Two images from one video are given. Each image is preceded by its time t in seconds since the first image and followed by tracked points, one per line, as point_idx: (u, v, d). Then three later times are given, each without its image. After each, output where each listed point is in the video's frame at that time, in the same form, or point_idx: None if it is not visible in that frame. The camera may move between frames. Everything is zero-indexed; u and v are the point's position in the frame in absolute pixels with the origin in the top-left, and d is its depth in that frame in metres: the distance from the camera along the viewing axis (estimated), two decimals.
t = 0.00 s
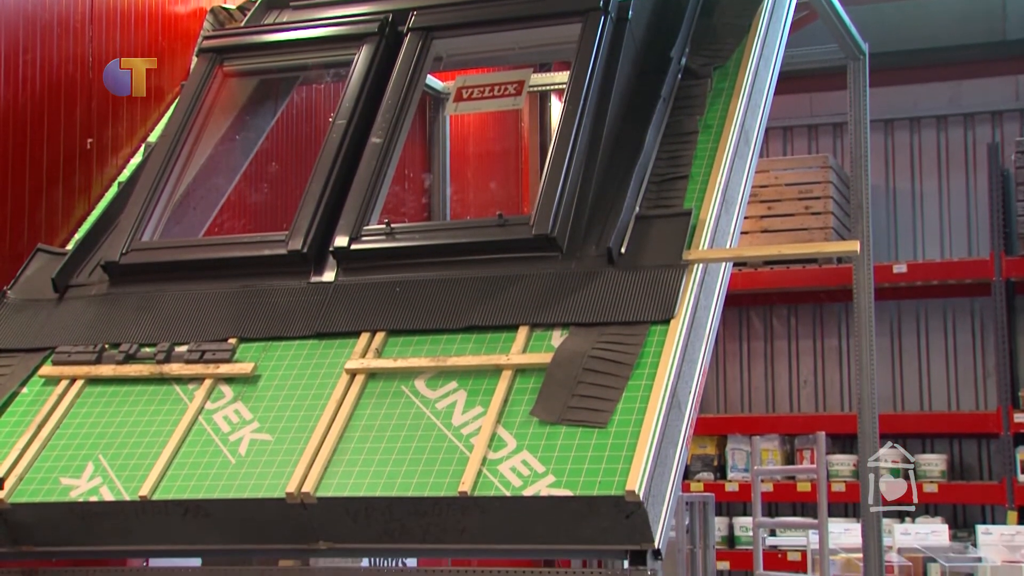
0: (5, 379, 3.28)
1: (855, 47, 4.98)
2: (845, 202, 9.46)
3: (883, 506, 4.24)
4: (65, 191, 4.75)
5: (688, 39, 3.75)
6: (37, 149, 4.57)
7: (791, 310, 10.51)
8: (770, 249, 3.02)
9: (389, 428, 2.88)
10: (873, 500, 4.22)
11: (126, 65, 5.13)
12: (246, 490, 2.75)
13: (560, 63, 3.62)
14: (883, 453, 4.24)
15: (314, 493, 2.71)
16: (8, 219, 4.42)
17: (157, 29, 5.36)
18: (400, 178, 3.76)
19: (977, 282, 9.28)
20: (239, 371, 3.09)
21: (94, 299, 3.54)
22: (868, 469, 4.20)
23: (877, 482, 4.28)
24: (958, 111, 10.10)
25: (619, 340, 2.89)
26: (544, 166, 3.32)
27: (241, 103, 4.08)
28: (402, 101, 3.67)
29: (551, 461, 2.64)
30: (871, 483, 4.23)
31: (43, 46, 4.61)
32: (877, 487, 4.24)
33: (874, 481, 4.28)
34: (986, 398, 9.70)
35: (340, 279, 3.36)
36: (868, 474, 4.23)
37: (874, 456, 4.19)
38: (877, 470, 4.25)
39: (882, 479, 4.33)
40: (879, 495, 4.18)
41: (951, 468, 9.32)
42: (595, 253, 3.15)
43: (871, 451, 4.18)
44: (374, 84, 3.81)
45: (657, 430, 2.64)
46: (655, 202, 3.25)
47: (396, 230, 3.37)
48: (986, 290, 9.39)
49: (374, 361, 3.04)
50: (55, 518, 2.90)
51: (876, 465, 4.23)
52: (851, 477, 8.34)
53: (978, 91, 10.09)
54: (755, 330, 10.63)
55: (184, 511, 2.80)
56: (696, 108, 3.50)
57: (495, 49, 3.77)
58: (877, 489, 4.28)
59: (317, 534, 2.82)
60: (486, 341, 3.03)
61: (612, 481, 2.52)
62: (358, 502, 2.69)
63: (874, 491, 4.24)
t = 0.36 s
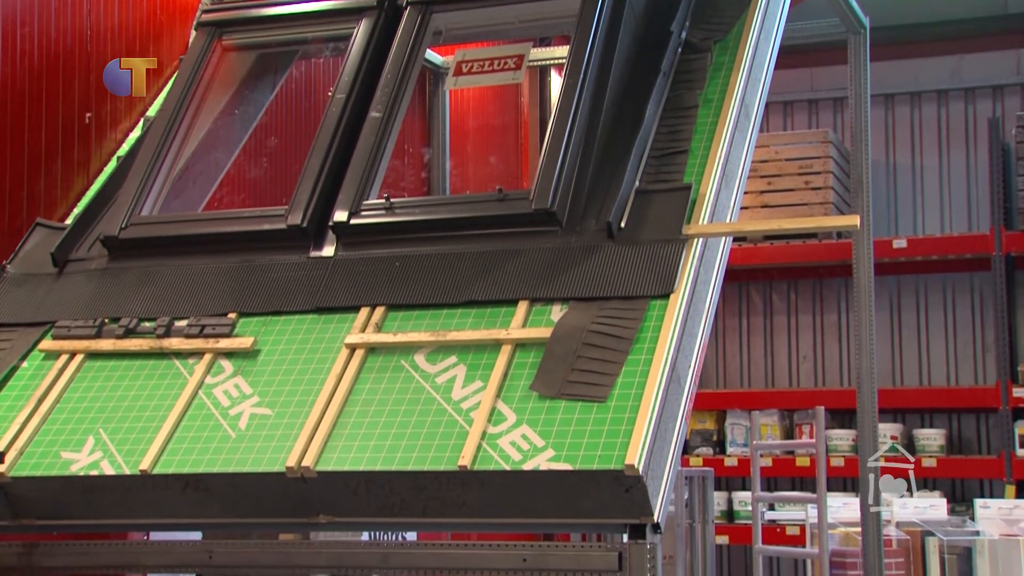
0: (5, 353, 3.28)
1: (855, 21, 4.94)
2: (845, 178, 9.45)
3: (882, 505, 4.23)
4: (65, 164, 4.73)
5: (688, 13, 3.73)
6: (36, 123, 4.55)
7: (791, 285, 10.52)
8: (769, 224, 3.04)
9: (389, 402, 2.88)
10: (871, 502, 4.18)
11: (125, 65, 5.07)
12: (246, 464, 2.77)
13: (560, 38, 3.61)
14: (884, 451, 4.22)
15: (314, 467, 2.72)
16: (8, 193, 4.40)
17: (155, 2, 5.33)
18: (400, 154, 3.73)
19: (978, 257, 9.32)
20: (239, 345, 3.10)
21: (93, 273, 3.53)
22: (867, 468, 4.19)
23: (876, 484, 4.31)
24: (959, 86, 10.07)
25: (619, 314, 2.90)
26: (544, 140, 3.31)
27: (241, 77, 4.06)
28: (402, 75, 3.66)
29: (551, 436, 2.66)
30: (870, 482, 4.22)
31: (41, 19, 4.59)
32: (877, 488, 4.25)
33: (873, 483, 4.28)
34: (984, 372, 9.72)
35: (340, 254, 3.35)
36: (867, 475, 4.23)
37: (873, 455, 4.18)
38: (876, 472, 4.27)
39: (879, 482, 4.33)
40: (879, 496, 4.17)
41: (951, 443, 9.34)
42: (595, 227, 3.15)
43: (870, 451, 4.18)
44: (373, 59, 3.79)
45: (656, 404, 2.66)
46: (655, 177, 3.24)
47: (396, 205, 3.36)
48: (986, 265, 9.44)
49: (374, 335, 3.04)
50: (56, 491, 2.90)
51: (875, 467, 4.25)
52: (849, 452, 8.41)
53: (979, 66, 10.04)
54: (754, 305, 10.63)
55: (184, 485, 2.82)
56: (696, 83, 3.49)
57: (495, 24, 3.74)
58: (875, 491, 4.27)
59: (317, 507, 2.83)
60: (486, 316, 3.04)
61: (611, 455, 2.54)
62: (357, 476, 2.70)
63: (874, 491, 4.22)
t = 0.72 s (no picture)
0: (4, 321, 3.27)
1: None
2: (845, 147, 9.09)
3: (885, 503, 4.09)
4: (64, 131, 4.59)
5: None
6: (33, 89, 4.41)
7: (790, 253, 9.91)
8: (771, 191, 3.04)
9: (388, 369, 2.89)
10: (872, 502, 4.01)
11: (125, 64, 4.92)
12: (246, 432, 2.78)
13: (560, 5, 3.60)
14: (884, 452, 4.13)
15: (314, 435, 2.73)
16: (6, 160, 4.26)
17: None
18: (399, 121, 3.71)
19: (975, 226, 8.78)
20: (239, 313, 3.10)
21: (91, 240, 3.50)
22: (867, 469, 4.10)
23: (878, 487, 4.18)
24: (960, 53, 9.42)
25: (618, 281, 2.90)
26: (543, 108, 3.30)
27: (239, 45, 4.05)
28: (401, 41, 3.65)
29: (551, 403, 2.67)
30: (871, 483, 4.10)
31: None
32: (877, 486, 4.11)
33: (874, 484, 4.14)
34: (984, 341, 9.09)
35: (339, 222, 3.34)
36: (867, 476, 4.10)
37: (875, 455, 4.10)
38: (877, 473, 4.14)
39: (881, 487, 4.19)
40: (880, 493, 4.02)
41: (948, 411, 9.01)
42: (594, 195, 3.14)
43: (872, 451, 4.09)
44: (372, 26, 3.77)
45: (655, 371, 2.67)
46: (655, 144, 3.24)
47: (395, 173, 3.35)
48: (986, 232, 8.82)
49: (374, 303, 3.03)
50: (57, 458, 2.91)
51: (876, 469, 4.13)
52: (848, 423, 8.47)
53: (982, 33, 9.40)
54: (753, 274, 10.02)
55: (184, 452, 2.83)
56: (696, 50, 3.48)
57: None
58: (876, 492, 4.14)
59: (317, 475, 2.84)
60: (486, 284, 3.03)
61: (610, 423, 2.56)
62: (357, 443, 2.71)
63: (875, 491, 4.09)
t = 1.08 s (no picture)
0: (4, 288, 3.26)
1: None
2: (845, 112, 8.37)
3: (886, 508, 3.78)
4: (61, 98, 4.36)
5: None
6: (30, 55, 4.22)
7: (790, 220, 8.88)
8: (772, 159, 3.03)
9: (388, 336, 2.89)
10: (873, 501, 3.71)
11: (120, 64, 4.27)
12: (246, 398, 2.78)
13: None
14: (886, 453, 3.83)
15: (314, 401, 2.73)
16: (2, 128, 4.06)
17: None
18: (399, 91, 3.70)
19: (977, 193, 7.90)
20: (238, 280, 3.09)
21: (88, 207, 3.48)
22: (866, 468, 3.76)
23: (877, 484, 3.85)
24: (961, 20, 8.44)
25: (618, 248, 2.90)
26: (543, 75, 3.30)
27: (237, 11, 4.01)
28: (400, 7, 3.63)
29: (551, 370, 2.68)
30: (871, 484, 3.78)
31: None
32: (876, 486, 3.74)
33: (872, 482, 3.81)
34: (983, 307, 8.21)
35: (338, 190, 3.33)
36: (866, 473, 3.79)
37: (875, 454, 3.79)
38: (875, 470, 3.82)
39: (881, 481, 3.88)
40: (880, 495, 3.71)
41: (946, 378, 8.14)
42: (594, 161, 3.14)
43: (872, 450, 3.80)
44: None
45: (655, 338, 2.68)
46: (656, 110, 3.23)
47: (395, 139, 3.34)
48: (986, 201, 8.00)
49: (373, 271, 3.03)
50: (59, 425, 2.92)
51: (875, 465, 3.80)
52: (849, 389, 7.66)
53: None
54: (754, 244, 8.96)
55: (184, 419, 2.83)
56: (697, 17, 3.47)
57: None
58: (875, 490, 3.81)
59: (317, 442, 2.84)
60: (486, 251, 3.03)
61: (610, 390, 2.56)
62: (357, 410, 2.71)
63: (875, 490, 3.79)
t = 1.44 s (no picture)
0: (4, 254, 3.26)
1: None
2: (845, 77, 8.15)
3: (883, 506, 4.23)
4: (60, 62, 4.30)
5: None
6: (28, 17, 4.14)
7: (791, 187, 8.59)
8: (772, 125, 3.02)
9: (389, 301, 2.89)
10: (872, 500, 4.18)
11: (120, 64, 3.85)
12: (247, 364, 2.79)
13: None
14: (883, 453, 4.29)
15: (314, 367, 2.74)
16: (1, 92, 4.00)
17: None
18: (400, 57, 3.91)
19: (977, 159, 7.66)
20: (238, 247, 3.09)
21: (87, 173, 3.47)
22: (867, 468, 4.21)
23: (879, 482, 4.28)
24: None
25: (618, 214, 2.90)
26: (544, 41, 3.29)
27: None
28: None
29: (551, 336, 2.68)
30: (871, 483, 4.22)
31: None
32: (877, 487, 4.21)
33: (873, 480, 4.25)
34: (983, 274, 7.99)
35: (338, 156, 3.32)
36: (867, 474, 4.23)
37: (874, 456, 4.25)
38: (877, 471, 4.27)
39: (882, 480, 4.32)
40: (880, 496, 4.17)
41: (946, 345, 7.96)
42: (595, 127, 3.13)
43: (871, 451, 4.25)
44: None
45: (656, 303, 2.68)
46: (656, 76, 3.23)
47: (394, 105, 3.33)
48: (987, 167, 7.76)
49: (372, 237, 3.03)
50: (60, 391, 2.92)
51: (876, 466, 4.25)
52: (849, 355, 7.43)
53: None
54: (755, 211, 8.67)
55: (185, 384, 2.84)
56: None
57: None
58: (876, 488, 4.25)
59: (318, 407, 2.84)
60: (485, 217, 3.03)
61: (610, 355, 2.57)
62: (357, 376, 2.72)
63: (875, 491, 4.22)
